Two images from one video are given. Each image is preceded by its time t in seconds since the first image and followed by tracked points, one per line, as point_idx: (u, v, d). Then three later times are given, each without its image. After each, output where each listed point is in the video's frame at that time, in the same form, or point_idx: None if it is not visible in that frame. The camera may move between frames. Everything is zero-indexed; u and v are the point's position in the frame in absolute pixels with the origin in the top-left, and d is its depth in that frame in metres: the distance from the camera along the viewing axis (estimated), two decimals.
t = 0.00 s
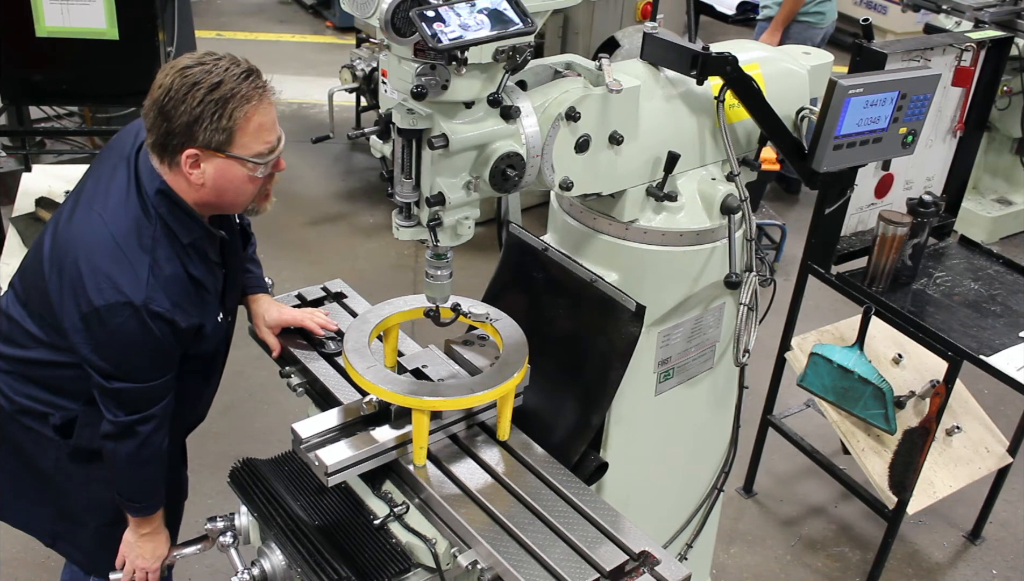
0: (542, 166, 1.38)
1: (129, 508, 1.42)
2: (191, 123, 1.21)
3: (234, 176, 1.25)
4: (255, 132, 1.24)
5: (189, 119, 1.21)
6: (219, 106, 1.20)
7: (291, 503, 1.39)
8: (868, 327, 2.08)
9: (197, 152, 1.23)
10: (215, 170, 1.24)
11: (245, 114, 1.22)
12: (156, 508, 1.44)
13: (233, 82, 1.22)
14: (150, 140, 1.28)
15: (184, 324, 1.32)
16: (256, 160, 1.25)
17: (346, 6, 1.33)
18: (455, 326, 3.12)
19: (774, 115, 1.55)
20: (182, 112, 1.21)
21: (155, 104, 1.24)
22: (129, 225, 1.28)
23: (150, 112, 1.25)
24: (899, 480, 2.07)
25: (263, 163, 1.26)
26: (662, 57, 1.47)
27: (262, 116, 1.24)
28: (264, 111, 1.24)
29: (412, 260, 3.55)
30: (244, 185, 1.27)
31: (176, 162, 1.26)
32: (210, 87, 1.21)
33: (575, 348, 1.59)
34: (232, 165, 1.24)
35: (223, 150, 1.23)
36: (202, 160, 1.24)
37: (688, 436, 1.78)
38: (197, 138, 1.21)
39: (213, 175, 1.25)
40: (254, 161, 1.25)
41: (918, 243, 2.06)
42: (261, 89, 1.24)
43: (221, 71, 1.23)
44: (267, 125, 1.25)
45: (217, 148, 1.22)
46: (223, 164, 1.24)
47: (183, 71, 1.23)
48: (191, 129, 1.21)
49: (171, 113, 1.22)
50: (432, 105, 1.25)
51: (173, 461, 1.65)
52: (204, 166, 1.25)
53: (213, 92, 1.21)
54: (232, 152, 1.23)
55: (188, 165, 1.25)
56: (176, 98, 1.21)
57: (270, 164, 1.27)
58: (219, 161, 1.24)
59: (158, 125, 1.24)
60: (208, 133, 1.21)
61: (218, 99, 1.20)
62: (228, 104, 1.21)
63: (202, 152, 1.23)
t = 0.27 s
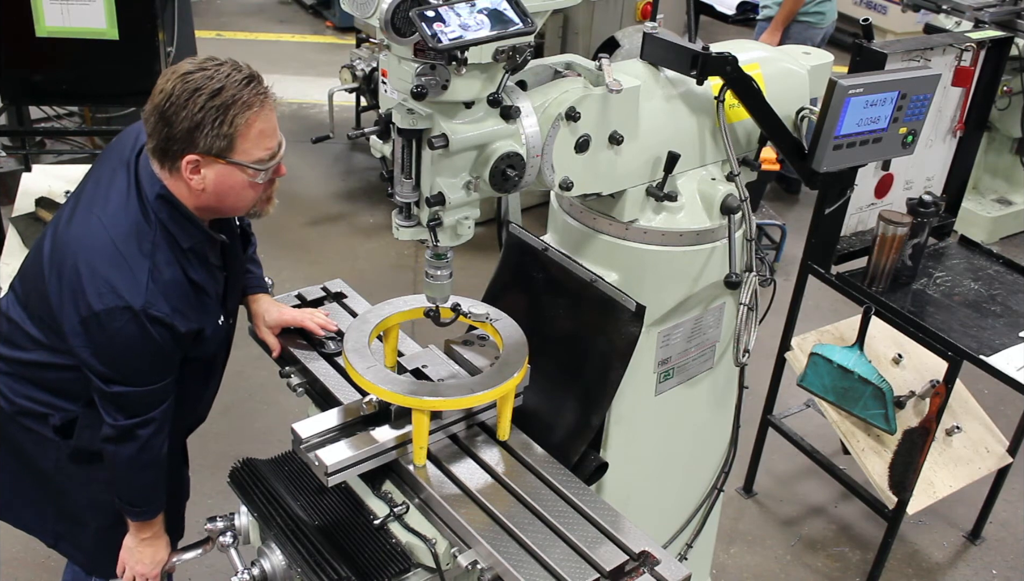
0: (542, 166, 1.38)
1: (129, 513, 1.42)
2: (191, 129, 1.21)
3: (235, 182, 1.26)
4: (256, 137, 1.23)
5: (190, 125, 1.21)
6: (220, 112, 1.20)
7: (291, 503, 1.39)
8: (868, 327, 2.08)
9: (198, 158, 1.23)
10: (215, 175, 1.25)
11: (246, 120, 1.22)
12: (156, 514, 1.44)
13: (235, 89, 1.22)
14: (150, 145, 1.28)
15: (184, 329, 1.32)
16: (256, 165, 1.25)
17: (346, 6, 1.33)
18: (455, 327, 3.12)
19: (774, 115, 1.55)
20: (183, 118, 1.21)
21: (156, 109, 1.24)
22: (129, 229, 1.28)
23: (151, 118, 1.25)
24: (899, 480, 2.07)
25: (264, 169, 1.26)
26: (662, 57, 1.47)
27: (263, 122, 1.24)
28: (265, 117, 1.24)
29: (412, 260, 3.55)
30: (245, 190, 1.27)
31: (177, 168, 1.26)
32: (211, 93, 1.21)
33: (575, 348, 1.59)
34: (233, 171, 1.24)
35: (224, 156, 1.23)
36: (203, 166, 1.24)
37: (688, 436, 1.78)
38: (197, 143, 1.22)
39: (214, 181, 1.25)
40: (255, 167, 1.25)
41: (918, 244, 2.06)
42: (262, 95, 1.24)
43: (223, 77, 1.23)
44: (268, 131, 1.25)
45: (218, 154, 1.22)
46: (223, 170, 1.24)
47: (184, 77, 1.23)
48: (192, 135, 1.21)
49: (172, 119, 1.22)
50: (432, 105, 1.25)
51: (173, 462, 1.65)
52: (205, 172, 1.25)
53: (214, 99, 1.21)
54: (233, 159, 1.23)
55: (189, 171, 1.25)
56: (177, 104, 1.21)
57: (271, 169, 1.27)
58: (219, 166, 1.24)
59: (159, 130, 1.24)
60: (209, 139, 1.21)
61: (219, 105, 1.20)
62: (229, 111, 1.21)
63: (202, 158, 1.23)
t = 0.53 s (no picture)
0: (542, 166, 1.38)
1: (128, 509, 1.42)
2: (191, 126, 1.21)
3: (234, 180, 1.26)
4: (256, 135, 1.23)
5: (190, 122, 1.21)
6: (220, 109, 1.20)
7: (291, 503, 1.39)
8: (868, 327, 2.08)
9: (197, 155, 1.23)
10: (215, 173, 1.25)
11: (246, 118, 1.22)
12: (155, 509, 1.44)
13: (235, 86, 1.22)
14: (150, 142, 1.28)
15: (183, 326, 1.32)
16: (256, 163, 1.25)
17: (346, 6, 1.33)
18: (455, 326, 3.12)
19: (774, 115, 1.55)
20: (183, 115, 1.21)
21: (156, 106, 1.24)
22: (128, 227, 1.28)
23: (150, 115, 1.25)
24: (899, 480, 2.07)
25: (263, 167, 1.26)
26: (662, 57, 1.47)
27: (263, 119, 1.24)
28: (265, 115, 1.24)
29: (412, 260, 3.55)
30: (244, 188, 1.27)
31: (176, 165, 1.26)
32: (211, 91, 1.21)
33: (576, 349, 1.59)
34: (233, 168, 1.24)
35: (224, 154, 1.23)
36: (202, 163, 1.24)
37: (687, 436, 1.78)
38: (197, 140, 1.21)
39: (213, 178, 1.25)
40: (254, 165, 1.25)
41: (918, 243, 2.06)
42: (262, 93, 1.24)
43: (223, 74, 1.23)
44: (267, 128, 1.25)
45: (217, 151, 1.22)
46: (223, 167, 1.24)
47: (184, 74, 1.23)
48: (192, 132, 1.21)
49: (172, 116, 1.22)
50: (432, 105, 1.25)
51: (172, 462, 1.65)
52: (204, 169, 1.25)
53: (214, 96, 1.21)
54: (232, 156, 1.23)
55: (188, 168, 1.25)
56: (176, 101, 1.21)
57: (270, 167, 1.27)
58: (219, 164, 1.24)
59: (158, 127, 1.24)
60: (208, 136, 1.21)
61: (219, 102, 1.20)
62: (229, 108, 1.21)
63: (202, 155, 1.23)
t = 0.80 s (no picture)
0: (542, 166, 1.38)
1: (128, 509, 1.42)
2: (191, 124, 1.21)
3: (234, 178, 1.26)
4: (256, 133, 1.24)
5: (190, 120, 1.21)
6: (220, 107, 1.20)
7: (291, 503, 1.39)
8: (868, 327, 2.08)
9: (197, 154, 1.23)
10: (214, 171, 1.24)
11: (246, 116, 1.22)
12: (155, 508, 1.44)
13: (235, 84, 1.22)
14: (150, 140, 1.28)
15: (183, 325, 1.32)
16: (256, 162, 1.25)
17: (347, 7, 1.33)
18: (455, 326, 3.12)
19: (774, 115, 1.55)
20: (183, 113, 1.21)
21: (156, 105, 1.24)
22: (127, 226, 1.28)
23: (150, 113, 1.25)
24: (899, 480, 2.07)
25: (263, 165, 1.26)
26: (662, 58, 1.47)
27: (263, 118, 1.24)
28: (264, 113, 1.24)
29: (412, 260, 3.55)
30: (244, 186, 1.27)
31: (176, 163, 1.26)
32: (211, 89, 1.21)
33: (576, 349, 1.59)
34: (233, 167, 1.24)
35: (224, 152, 1.23)
36: (202, 161, 1.24)
37: (687, 437, 1.78)
38: (197, 139, 1.21)
39: (212, 176, 1.25)
40: (254, 163, 1.25)
41: (918, 243, 2.06)
42: (262, 91, 1.24)
43: (223, 72, 1.23)
44: (267, 127, 1.25)
45: (218, 149, 1.22)
46: (223, 166, 1.24)
47: (184, 72, 1.23)
48: (192, 130, 1.21)
49: (172, 114, 1.22)
50: (432, 105, 1.25)
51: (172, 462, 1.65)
52: (204, 168, 1.25)
53: (214, 94, 1.21)
54: (232, 154, 1.23)
55: (188, 166, 1.24)
56: (177, 99, 1.21)
57: (270, 166, 1.27)
58: (219, 162, 1.24)
59: (158, 126, 1.24)
60: (208, 134, 1.21)
61: (220, 100, 1.20)
62: (229, 106, 1.21)
63: (202, 153, 1.23)
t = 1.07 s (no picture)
0: (542, 166, 1.38)
1: (129, 508, 1.42)
2: (191, 123, 1.21)
3: (234, 177, 1.26)
4: (256, 132, 1.24)
5: (190, 118, 1.21)
6: (220, 106, 1.20)
7: (291, 503, 1.39)
8: (868, 327, 2.08)
9: (197, 152, 1.23)
10: (214, 170, 1.25)
11: (246, 115, 1.22)
12: (156, 507, 1.44)
13: (235, 83, 1.22)
14: (149, 139, 1.28)
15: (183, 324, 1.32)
16: (256, 160, 1.25)
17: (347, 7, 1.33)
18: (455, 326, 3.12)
19: (774, 115, 1.55)
20: (183, 111, 1.21)
21: (156, 104, 1.24)
22: (127, 224, 1.28)
23: (150, 112, 1.25)
24: (899, 479, 2.07)
25: (263, 164, 1.26)
26: (662, 58, 1.47)
27: (263, 116, 1.24)
28: (264, 112, 1.24)
29: (412, 260, 3.55)
30: (244, 185, 1.27)
31: (176, 162, 1.26)
32: (211, 88, 1.21)
33: (576, 349, 1.59)
34: (233, 165, 1.24)
35: (224, 151, 1.23)
36: (202, 160, 1.24)
37: (687, 436, 1.78)
38: (197, 137, 1.21)
39: (212, 175, 1.25)
40: (254, 162, 1.25)
41: (918, 243, 2.06)
42: (262, 90, 1.24)
43: (223, 71, 1.23)
44: (267, 126, 1.25)
45: (218, 148, 1.22)
46: (223, 164, 1.24)
47: (184, 71, 1.23)
48: (192, 129, 1.21)
49: (172, 113, 1.22)
50: (432, 105, 1.25)
51: (172, 462, 1.65)
52: (204, 167, 1.25)
53: (214, 93, 1.21)
54: (232, 153, 1.23)
55: (188, 165, 1.25)
56: (176, 98, 1.21)
57: (270, 164, 1.27)
58: (218, 161, 1.24)
59: (158, 124, 1.24)
60: (209, 133, 1.21)
61: (220, 99, 1.20)
62: (229, 105, 1.21)
63: (201, 152, 1.23)
